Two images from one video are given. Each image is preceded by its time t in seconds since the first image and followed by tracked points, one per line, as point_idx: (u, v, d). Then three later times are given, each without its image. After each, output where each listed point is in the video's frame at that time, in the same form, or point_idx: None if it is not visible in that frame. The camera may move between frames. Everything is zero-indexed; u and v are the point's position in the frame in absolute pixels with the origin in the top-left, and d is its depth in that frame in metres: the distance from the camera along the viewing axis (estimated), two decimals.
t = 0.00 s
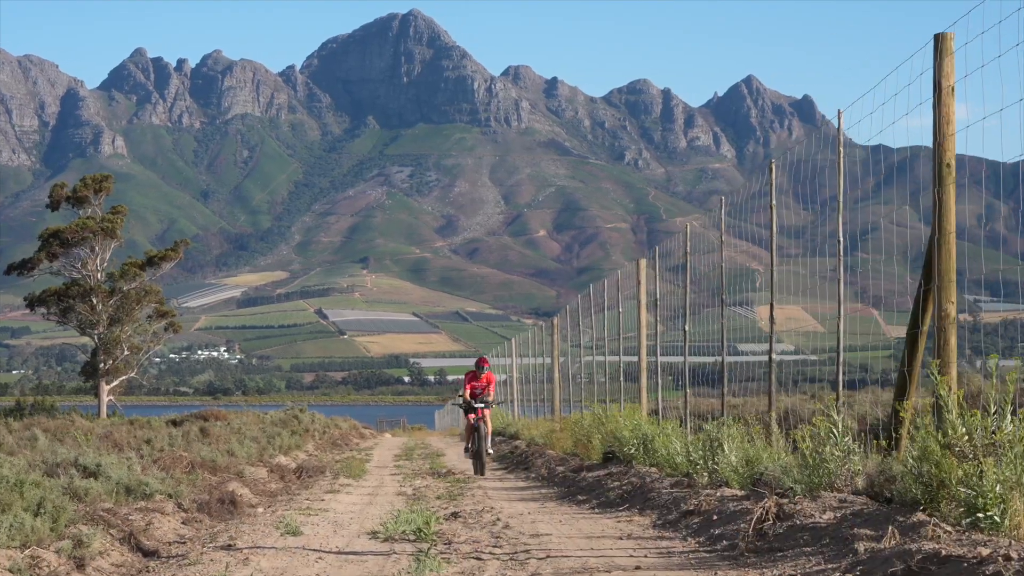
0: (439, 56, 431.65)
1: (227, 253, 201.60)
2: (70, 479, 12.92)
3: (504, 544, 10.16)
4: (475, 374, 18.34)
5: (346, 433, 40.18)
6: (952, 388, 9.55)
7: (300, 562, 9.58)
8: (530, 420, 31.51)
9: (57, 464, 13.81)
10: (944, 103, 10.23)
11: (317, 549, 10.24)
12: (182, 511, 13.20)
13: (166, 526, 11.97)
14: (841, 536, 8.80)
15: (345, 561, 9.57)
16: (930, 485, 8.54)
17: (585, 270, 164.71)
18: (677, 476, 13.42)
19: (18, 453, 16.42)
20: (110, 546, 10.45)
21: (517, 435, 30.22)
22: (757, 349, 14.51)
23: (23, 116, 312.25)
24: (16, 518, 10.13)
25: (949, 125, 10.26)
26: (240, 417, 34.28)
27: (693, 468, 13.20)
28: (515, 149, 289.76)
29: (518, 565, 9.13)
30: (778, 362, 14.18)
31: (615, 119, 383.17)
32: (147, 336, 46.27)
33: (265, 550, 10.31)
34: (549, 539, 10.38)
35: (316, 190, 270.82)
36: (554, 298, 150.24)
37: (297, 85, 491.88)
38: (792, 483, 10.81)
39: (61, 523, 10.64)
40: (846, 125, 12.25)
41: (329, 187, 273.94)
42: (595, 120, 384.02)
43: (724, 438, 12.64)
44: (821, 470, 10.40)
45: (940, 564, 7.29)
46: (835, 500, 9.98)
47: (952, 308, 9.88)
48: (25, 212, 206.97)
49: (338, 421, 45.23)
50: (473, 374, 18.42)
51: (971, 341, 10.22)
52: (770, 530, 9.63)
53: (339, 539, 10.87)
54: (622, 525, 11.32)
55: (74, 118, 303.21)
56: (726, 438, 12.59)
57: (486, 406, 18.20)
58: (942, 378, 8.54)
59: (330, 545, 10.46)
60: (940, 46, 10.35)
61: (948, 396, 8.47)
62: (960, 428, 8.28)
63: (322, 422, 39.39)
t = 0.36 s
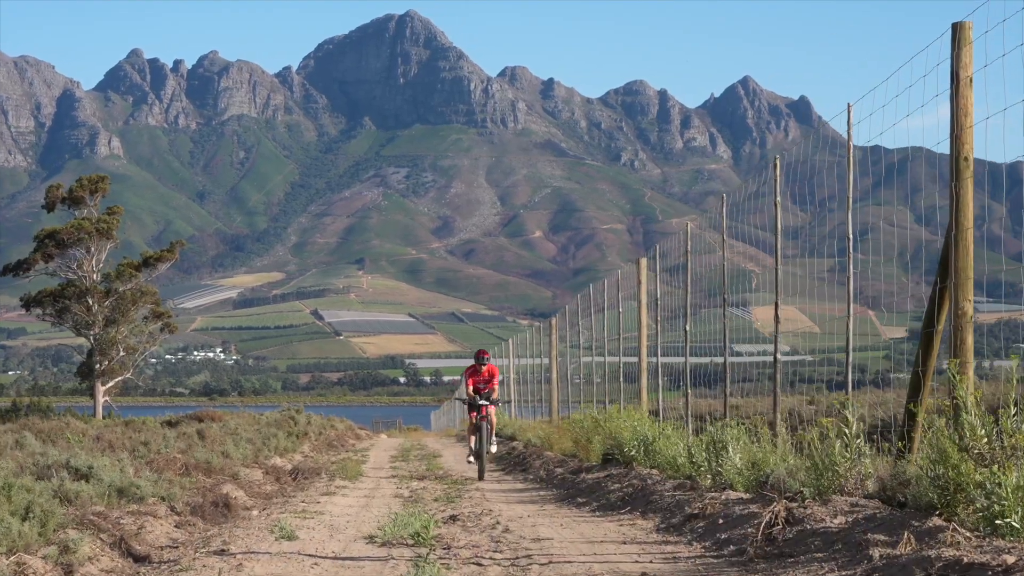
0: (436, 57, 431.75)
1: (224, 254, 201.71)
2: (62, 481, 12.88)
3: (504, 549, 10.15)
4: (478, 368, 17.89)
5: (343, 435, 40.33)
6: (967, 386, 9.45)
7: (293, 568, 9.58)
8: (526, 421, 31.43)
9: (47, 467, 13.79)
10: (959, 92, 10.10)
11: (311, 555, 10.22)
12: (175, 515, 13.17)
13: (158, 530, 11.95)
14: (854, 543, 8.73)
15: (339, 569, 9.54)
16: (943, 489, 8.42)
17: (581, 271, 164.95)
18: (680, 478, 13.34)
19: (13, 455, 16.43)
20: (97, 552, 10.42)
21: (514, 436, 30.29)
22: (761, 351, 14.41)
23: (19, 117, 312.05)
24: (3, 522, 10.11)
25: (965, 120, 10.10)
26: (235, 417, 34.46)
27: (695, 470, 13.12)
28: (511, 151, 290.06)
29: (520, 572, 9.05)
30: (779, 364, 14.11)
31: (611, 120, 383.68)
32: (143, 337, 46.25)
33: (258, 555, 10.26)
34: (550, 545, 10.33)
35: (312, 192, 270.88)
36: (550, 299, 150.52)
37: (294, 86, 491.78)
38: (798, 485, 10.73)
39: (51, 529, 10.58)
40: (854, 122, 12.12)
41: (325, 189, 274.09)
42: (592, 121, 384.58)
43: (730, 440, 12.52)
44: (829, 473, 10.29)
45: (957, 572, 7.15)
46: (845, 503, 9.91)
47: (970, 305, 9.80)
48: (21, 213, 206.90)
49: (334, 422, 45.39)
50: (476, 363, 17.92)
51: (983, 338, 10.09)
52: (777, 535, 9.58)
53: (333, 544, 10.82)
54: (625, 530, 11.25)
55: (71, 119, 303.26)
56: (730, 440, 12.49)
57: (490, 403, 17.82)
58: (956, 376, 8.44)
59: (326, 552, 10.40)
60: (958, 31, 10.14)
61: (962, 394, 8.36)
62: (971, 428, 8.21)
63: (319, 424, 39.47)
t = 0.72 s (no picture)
0: (432, 57, 431.59)
1: (220, 254, 201.66)
2: (51, 484, 12.81)
3: (503, 554, 10.04)
4: (482, 362, 17.51)
5: (339, 435, 40.31)
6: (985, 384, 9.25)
7: None
8: (523, 422, 31.36)
9: (37, 468, 13.76)
10: (974, 77, 10.26)
11: (305, 561, 10.14)
12: (166, 518, 13.11)
13: (147, 535, 11.88)
14: (866, 547, 8.53)
15: None
16: (958, 488, 8.27)
17: (578, 271, 164.95)
18: (682, 481, 13.18)
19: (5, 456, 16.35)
20: (84, 558, 10.29)
21: (511, 436, 30.25)
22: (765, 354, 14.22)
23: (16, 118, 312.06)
24: None
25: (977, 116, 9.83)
26: (230, 418, 34.42)
27: (697, 472, 13.00)
28: (507, 151, 290.16)
29: None
30: (779, 364, 14.02)
31: (608, 120, 383.75)
32: (139, 337, 46.15)
33: (251, 561, 10.20)
34: (549, 549, 10.23)
35: (308, 192, 270.73)
36: (547, 299, 150.56)
37: (290, 86, 491.19)
38: (808, 489, 10.55)
39: (38, 534, 10.49)
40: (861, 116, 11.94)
41: (321, 189, 274.01)
42: (588, 121, 384.71)
43: (733, 441, 12.40)
44: (840, 476, 10.07)
45: None
46: (855, 508, 9.68)
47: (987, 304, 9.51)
48: (17, 213, 206.78)
49: (330, 422, 45.36)
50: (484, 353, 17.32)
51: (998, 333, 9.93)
52: (785, 540, 9.41)
53: (329, 550, 10.74)
54: (627, 533, 11.12)
55: (67, 119, 302.87)
56: (732, 442, 12.39)
57: (495, 401, 17.42)
58: (968, 375, 8.28)
59: (320, 557, 10.33)
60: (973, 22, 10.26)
61: (978, 395, 8.18)
62: (989, 427, 7.98)
63: (315, 424, 39.44)
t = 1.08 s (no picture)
0: (429, 58, 431.84)
1: (216, 255, 201.67)
2: (42, 486, 12.78)
3: (503, 558, 9.98)
4: (487, 356, 16.22)
5: (335, 436, 40.33)
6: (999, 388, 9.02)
7: None
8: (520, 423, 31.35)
9: (26, 472, 13.69)
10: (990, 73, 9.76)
11: (298, 567, 10.09)
12: (157, 521, 13.05)
13: (137, 538, 11.81)
14: (880, 554, 8.28)
15: None
16: (976, 493, 8.03)
17: (575, 272, 165.12)
18: (684, 484, 13.07)
19: None
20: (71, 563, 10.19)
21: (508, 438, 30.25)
22: (769, 355, 14.01)
23: (13, 118, 311.66)
24: None
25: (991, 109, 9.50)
26: (227, 418, 34.41)
27: (699, 475, 12.90)
28: (504, 151, 290.38)
29: None
30: (782, 365, 13.88)
31: (604, 121, 384.10)
32: (135, 338, 46.11)
33: (244, 566, 10.18)
34: (550, 553, 10.19)
35: (305, 193, 270.78)
36: (544, 300, 150.75)
37: (287, 86, 491.16)
38: (816, 492, 10.30)
39: (23, 540, 10.42)
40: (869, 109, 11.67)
41: (317, 189, 273.99)
42: (584, 122, 385.06)
43: (735, 443, 12.28)
44: (847, 478, 9.84)
45: None
46: (865, 511, 9.43)
47: (1003, 300, 9.23)
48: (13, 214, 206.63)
49: (327, 423, 45.40)
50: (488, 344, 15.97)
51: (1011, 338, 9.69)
52: (795, 546, 9.19)
53: (323, 555, 10.69)
54: (629, 537, 11.02)
55: (63, 119, 302.67)
56: (735, 444, 12.26)
57: (500, 400, 16.14)
58: (980, 374, 8.09)
59: (314, 562, 10.29)
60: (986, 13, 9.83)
61: (990, 396, 7.96)
62: (1004, 427, 7.71)
63: (311, 425, 39.44)
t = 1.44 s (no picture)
0: (425, 59, 432.28)
1: (213, 255, 201.61)
2: (31, 490, 12.65)
3: (501, 564, 9.87)
4: (492, 353, 13.63)
5: (331, 437, 40.17)
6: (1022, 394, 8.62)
7: None
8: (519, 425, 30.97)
9: (15, 473, 13.65)
10: (1007, 61, 9.32)
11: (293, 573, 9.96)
12: (150, 524, 12.95)
13: (128, 541, 11.71)
14: (893, 561, 7.91)
15: None
16: (995, 494, 7.73)
17: (571, 273, 165.47)
18: (685, 488, 12.99)
19: None
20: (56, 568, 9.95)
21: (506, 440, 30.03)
22: (775, 355, 13.77)
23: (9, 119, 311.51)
24: None
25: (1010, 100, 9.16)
26: (221, 420, 34.29)
27: (701, 478, 12.77)
28: (501, 152, 290.51)
29: None
30: (781, 369, 13.69)
31: (601, 122, 384.36)
32: (132, 339, 45.98)
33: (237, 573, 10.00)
34: (552, 560, 10.02)
35: (301, 194, 270.69)
36: (540, 301, 150.86)
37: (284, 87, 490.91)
38: (827, 496, 10.03)
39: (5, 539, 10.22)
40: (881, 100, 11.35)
41: (314, 190, 273.84)
42: (581, 123, 385.23)
43: (737, 447, 12.12)
44: (859, 483, 9.55)
45: None
46: (877, 517, 9.13)
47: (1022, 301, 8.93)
48: (10, 214, 206.43)
49: (323, 424, 45.21)
50: (493, 339, 13.49)
51: None
52: (806, 551, 8.88)
53: (318, 560, 10.58)
54: (633, 542, 10.85)
55: (59, 121, 302.52)
56: (736, 448, 12.09)
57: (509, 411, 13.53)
58: (994, 381, 7.81)
59: (308, 568, 10.16)
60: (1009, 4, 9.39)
61: (1005, 397, 7.69)
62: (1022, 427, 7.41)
63: (307, 426, 39.26)
